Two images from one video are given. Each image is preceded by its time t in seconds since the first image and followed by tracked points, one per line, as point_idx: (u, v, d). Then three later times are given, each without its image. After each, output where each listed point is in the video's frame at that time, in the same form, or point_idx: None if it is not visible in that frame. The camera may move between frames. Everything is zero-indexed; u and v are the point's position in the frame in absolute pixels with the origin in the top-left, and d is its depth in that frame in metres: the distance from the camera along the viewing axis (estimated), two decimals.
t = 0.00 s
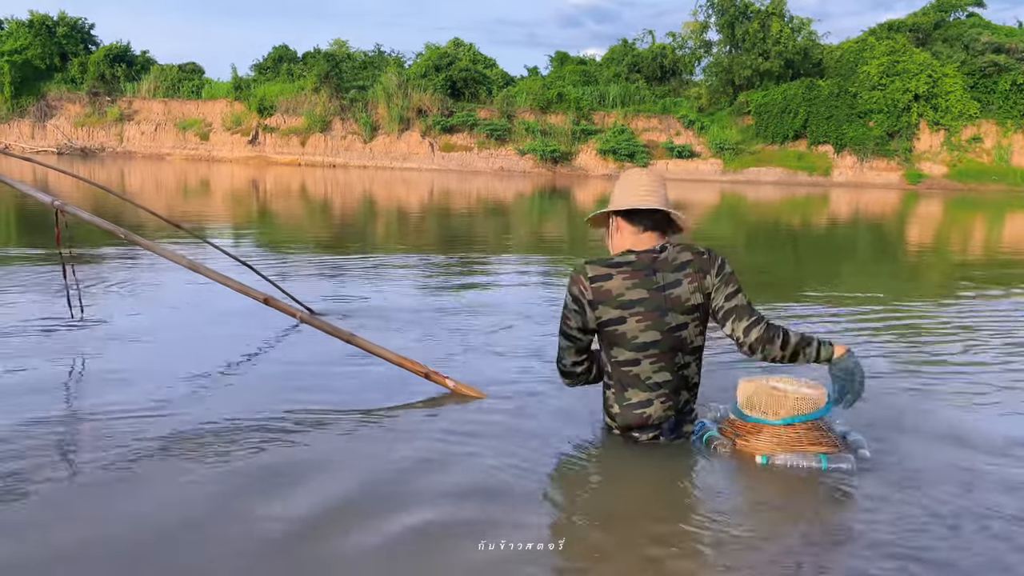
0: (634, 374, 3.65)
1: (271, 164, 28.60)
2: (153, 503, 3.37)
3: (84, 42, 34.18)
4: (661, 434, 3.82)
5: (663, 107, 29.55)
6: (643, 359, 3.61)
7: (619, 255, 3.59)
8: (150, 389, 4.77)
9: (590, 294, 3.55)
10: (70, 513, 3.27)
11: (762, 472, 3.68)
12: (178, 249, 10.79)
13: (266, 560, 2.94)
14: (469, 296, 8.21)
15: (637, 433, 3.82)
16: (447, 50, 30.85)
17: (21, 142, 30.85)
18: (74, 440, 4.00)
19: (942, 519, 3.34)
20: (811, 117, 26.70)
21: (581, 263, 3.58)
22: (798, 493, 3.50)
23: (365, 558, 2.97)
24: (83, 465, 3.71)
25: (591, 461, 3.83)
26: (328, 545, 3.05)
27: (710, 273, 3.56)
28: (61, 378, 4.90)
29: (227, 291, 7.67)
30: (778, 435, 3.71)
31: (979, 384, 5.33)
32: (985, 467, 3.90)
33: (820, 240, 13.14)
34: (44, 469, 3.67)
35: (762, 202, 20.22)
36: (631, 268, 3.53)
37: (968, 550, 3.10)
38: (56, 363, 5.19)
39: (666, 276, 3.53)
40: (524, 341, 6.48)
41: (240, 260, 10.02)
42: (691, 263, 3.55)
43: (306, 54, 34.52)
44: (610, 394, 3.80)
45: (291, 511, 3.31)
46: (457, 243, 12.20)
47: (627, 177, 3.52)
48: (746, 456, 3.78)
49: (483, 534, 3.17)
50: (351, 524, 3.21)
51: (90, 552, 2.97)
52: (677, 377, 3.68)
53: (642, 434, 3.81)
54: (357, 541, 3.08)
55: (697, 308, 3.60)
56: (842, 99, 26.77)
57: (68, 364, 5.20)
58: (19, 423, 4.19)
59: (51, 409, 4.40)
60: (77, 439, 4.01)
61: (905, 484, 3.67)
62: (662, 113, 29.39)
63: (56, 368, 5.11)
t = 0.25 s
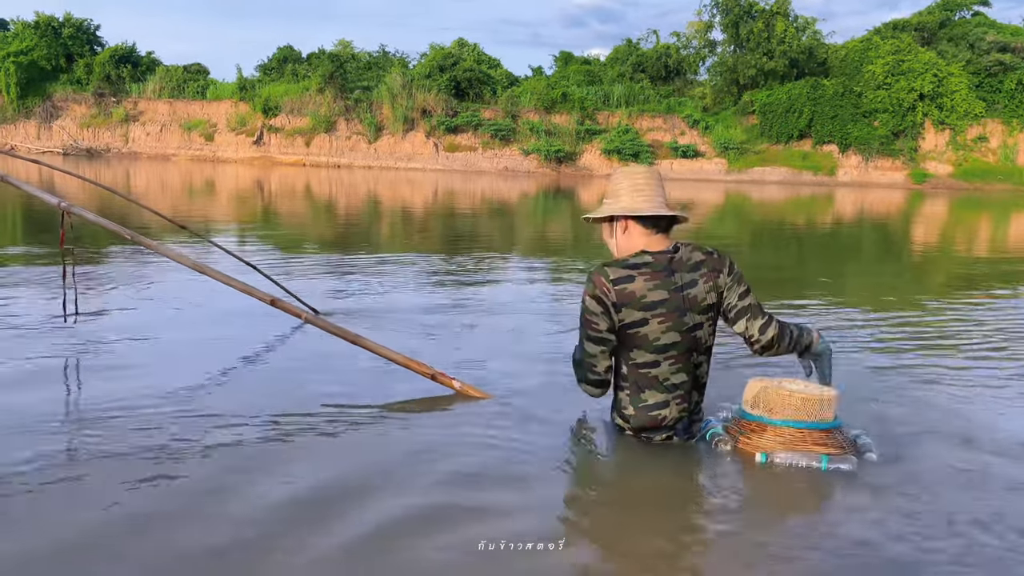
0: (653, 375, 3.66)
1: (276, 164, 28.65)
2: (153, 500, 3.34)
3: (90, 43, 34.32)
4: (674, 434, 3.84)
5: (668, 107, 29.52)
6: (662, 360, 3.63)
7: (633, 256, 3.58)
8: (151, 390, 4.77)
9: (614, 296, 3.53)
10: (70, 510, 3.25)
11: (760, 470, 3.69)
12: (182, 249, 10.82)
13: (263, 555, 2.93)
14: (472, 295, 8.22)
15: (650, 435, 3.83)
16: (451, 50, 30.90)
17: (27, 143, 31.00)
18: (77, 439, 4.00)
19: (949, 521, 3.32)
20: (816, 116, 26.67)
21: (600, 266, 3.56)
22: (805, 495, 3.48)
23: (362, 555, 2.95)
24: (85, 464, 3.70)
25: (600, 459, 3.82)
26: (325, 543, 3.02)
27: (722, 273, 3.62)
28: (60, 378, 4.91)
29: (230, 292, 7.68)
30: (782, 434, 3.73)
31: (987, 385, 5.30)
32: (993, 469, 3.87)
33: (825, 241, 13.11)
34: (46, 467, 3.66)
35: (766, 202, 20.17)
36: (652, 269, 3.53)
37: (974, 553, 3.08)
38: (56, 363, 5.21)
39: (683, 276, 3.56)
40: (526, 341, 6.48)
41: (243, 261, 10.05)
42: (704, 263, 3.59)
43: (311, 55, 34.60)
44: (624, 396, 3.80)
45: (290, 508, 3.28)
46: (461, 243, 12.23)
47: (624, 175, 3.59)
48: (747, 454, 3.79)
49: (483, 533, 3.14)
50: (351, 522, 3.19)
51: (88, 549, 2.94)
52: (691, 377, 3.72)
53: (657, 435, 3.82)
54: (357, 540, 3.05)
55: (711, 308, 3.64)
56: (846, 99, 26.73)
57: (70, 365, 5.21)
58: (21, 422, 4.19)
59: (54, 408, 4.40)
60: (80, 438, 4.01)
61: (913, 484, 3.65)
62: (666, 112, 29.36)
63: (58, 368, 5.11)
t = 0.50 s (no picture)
0: (667, 378, 3.64)
1: (281, 164, 28.68)
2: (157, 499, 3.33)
3: (95, 44, 34.43)
4: (688, 435, 3.84)
5: (672, 107, 29.47)
6: (676, 363, 3.61)
7: (644, 258, 3.52)
8: (153, 397, 4.74)
9: (628, 301, 3.49)
10: (73, 510, 3.24)
11: (761, 470, 3.68)
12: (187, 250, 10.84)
13: (263, 555, 2.92)
14: (477, 296, 8.21)
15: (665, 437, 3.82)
16: (456, 50, 30.91)
17: (33, 144, 31.10)
18: (82, 443, 3.99)
19: (959, 523, 3.30)
20: (821, 116, 26.60)
21: (612, 270, 3.50)
22: (813, 498, 3.46)
23: (363, 556, 2.94)
24: (88, 466, 3.69)
25: (609, 460, 3.81)
26: (326, 543, 3.02)
27: (729, 271, 3.61)
28: (60, 385, 4.91)
29: (234, 295, 7.68)
30: (787, 435, 3.68)
31: (997, 385, 5.26)
32: (1003, 471, 3.84)
33: (830, 240, 13.06)
34: (49, 469, 3.65)
35: (771, 201, 20.10)
36: (665, 272, 3.48)
37: (985, 556, 3.05)
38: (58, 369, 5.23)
39: (694, 277, 3.52)
40: (532, 341, 6.47)
41: (248, 262, 10.05)
42: (713, 262, 3.57)
43: (316, 55, 34.65)
44: (636, 399, 3.77)
45: (294, 507, 3.28)
46: (465, 243, 12.23)
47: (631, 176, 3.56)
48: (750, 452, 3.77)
49: (486, 533, 3.14)
50: (354, 522, 3.18)
51: (91, 550, 2.94)
52: (703, 376, 3.71)
53: (671, 437, 3.81)
54: (361, 540, 3.04)
55: (720, 307, 3.63)
56: (852, 97, 26.64)
57: (70, 372, 5.18)
58: (24, 425, 4.17)
59: (56, 415, 4.39)
60: (85, 442, 4.00)
61: (923, 486, 3.63)
62: (671, 112, 29.31)
63: (59, 377, 5.10)
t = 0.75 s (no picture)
0: (662, 375, 3.61)
1: (286, 165, 28.71)
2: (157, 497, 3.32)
3: (102, 44, 34.53)
4: (688, 435, 3.78)
5: (678, 106, 29.40)
6: (670, 360, 3.58)
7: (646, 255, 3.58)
8: (160, 392, 4.73)
9: (617, 294, 3.54)
10: (73, 509, 3.22)
11: (779, 473, 3.64)
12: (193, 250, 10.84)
13: (261, 554, 2.89)
14: (483, 295, 8.18)
15: (664, 436, 3.77)
16: (461, 50, 30.93)
17: (40, 144, 31.20)
18: (87, 440, 3.97)
19: (971, 527, 3.26)
20: (827, 115, 26.51)
21: (609, 263, 3.59)
22: (824, 500, 3.41)
23: (361, 553, 2.91)
24: (94, 464, 3.68)
25: (614, 462, 3.77)
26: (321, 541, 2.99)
27: (740, 275, 3.54)
28: (67, 379, 4.92)
29: (240, 292, 7.66)
30: (801, 438, 3.68)
31: (1009, 389, 5.22)
32: (1017, 474, 3.80)
33: (837, 239, 13.00)
34: (55, 467, 3.64)
35: (776, 200, 20.04)
36: (660, 268, 3.51)
37: (999, 559, 3.01)
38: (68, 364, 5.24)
39: (695, 277, 3.51)
40: (538, 341, 6.44)
41: (253, 262, 10.04)
42: (721, 264, 3.52)
43: (321, 56, 34.70)
44: (635, 396, 3.75)
45: (290, 506, 3.25)
46: (471, 243, 12.21)
47: (661, 179, 3.64)
48: (767, 458, 3.74)
49: (484, 533, 3.09)
50: (352, 520, 3.14)
51: (88, 546, 2.93)
52: (703, 378, 3.65)
53: (670, 437, 3.76)
54: (356, 537, 3.01)
55: (726, 310, 3.57)
56: (858, 97, 26.55)
57: (77, 368, 5.17)
58: (29, 423, 4.15)
59: (62, 410, 4.37)
60: (90, 438, 3.98)
61: (935, 489, 3.58)
62: (676, 112, 29.25)
63: (66, 372, 5.08)
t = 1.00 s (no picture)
0: (658, 370, 3.61)
1: (293, 165, 28.78)
2: (164, 502, 3.37)
3: (109, 46, 34.67)
4: (689, 435, 3.73)
5: (684, 105, 29.34)
6: (666, 355, 3.58)
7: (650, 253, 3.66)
8: (171, 393, 4.76)
9: (614, 288, 3.65)
10: (85, 512, 3.28)
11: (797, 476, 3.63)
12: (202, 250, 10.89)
13: (266, 555, 2.96)
14: (490, 295, 8.21)
15: (664, 434, 3.74)
16: (467, 50, 30.94)
17: (48, 145, 31.35)
18: (100, 443, 4.01)
19: (981, 529, 3.25)
20: (834, 114, 26.42)
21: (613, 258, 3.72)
22: (832, 504, 3.41)
23: (363, 555, 2.97)
24: (103, 468, 3.71)
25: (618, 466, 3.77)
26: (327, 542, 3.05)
27: (744, 277, 3.49)
28: (77, 380, 4.96)
29: (249, 293, 7.71)
30: (815, 439, 3.68)
31: (1018, 389, 5.19)
32: None
33: (844, 239, 12.97)
34: (69, 471, 3.68)
35: (782, 200, 20.00)
36: (657, 264, 3.57)
37: (1006, 561, 3.01)
38: (79, 364, 5.28)
39: (692, 275, 3.52)
40: (546, 341, 6.46)
41: (261, 262, 10.09)
42: (724, 265, 3.50)
43: (327, 56, 34.75)
44: (636, 392, 3.76)
45: (295, 509, 3.31)
46: (477, 242, 12.23)
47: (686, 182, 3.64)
48: (782, 460, 3.73)
49: (485, 534, 3.16)
50: (358, 523, 3.21)
51: (97, 552, 2.98)
52: (702, 377, 3.61)
53: (669, 434, 3.73)
54: (362, 539, 3.08)
55: (729, 311, 3.53)
56: (865, 96, 26.46)
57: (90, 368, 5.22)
58: (42, 426, 4.20)
59: (75, 412, 4.42)
60: (102, 442, 4.02)
61: (943, 490, 3.59)
62: (683, 111, 29.20)
63: (79, 372, 5.14)
